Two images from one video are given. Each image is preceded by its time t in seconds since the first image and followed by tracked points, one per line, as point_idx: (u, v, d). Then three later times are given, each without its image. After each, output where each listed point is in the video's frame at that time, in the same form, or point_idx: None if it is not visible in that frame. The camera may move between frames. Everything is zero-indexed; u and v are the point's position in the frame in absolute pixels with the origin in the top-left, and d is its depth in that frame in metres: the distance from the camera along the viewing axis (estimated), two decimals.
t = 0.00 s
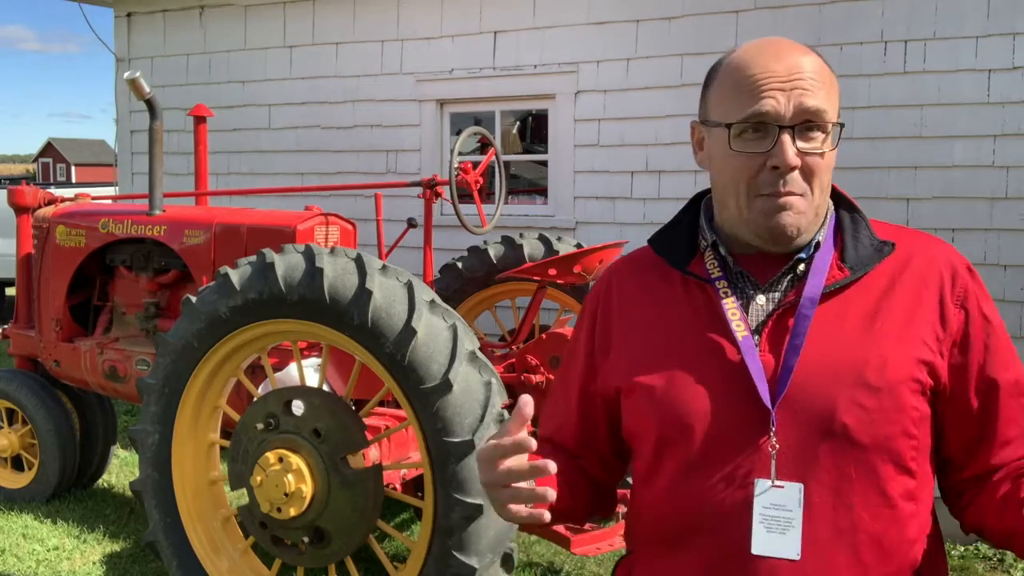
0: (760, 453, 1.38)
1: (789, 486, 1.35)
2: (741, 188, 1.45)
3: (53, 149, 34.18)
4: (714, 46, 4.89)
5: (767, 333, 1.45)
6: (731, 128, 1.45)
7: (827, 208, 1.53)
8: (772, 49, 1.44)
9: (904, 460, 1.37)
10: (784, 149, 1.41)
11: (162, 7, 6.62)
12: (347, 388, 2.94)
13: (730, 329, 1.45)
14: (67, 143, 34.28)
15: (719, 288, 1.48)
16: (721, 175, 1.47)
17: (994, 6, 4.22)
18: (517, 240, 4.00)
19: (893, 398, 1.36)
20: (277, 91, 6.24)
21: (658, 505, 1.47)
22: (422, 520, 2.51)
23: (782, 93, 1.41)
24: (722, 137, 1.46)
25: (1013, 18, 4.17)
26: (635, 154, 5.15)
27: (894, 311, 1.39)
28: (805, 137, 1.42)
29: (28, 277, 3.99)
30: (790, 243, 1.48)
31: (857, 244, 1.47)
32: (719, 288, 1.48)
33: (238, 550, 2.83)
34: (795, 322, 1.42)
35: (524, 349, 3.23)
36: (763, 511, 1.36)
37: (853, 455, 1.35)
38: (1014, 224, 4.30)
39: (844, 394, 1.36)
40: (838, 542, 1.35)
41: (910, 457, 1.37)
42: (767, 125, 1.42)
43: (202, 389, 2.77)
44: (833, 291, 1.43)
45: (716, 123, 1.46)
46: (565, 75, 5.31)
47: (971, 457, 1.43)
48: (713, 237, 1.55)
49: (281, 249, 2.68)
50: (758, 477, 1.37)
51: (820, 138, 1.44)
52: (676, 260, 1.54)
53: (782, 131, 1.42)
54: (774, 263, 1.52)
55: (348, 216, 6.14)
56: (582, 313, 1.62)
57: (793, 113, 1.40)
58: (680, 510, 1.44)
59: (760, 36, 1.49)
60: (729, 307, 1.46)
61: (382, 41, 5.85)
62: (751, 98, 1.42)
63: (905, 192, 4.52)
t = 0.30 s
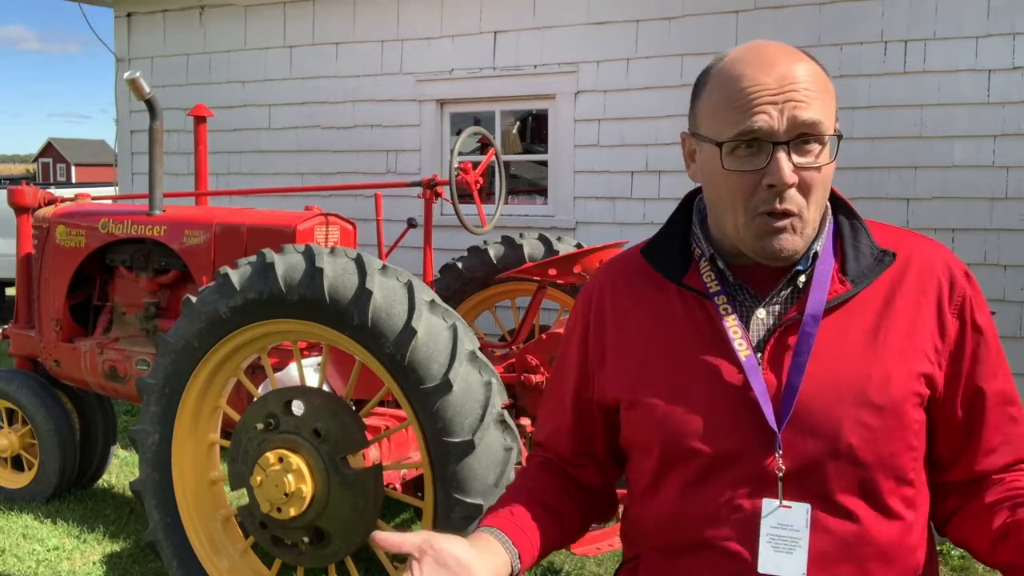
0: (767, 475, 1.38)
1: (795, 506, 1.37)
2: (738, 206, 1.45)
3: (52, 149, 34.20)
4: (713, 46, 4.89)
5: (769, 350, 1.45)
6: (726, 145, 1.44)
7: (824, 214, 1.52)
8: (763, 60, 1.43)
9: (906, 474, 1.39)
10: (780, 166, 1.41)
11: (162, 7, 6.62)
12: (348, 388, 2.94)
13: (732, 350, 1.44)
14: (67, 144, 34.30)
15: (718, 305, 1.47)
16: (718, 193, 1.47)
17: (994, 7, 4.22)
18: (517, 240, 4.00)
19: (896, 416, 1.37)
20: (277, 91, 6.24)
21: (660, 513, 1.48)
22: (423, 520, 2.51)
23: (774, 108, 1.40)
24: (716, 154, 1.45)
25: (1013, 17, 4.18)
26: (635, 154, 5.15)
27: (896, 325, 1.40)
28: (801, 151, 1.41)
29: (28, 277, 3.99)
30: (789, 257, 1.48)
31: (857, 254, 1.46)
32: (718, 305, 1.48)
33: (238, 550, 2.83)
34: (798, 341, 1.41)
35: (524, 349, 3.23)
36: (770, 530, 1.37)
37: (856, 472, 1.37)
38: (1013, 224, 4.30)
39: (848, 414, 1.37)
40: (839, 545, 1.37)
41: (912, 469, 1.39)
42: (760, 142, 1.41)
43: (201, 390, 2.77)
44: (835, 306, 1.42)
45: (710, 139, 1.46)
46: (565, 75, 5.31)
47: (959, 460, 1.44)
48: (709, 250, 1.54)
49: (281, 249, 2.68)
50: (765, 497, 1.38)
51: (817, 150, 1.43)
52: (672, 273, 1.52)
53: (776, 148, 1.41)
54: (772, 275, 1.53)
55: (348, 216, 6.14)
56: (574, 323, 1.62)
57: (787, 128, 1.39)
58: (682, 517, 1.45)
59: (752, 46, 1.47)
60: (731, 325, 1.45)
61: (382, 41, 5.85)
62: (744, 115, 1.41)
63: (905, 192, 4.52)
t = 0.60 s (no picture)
0: (755, 477, 1.39)
1: (777, 513, 1.37)
2: (723, 204, 1.45)
3: (52, 149, 34.19)
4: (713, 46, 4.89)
5: (761, 356, 1.44)
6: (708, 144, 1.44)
7: (819, 218, 1.52)
8: (744, 58, 1.42)
9: (896, 478, 1.40)
10: (764, 163, 1.41)
11: (162, 7, 6.62)
12: (348, 388, 2.95)
13: (724, 354, 1.43)
14: (67, 144, 34.31)
15: (712, 307, 1.47)
16: (703, 191, 1.47)
17: (994, 7, 4.22)
18: (517, 240, 4.00)
19: (889, 422, 1.37)
20: (277, 91, 6.24)
21: (654, 513, 1.48)
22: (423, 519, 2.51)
23: (756, 105, 1.40)
24: (699, 153, 1.46)
25: (1013, 17, 4.18)
26: (635, 154, 5.14)
27: (890, 331, 1.39)
28: (785, 147, 1.42)
29: (28, 277, 3.99)
30: (780, 255, 1.48)
31: (853, 258, 1.45)
32: (712, 308, 1.47)
33: (238, 549, 2.83)
34: (792, 344, 1.41)
35: (524, 349, 3.24)
36: (748, 533, 1.38)
37: (847, 476, 1.37)
38: (1013, 224, 4.30)
39: (840, 420, 1.37)
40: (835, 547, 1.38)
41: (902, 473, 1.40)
42: (744, 140, 1.41)
43: (201, 390, 2.77)
44: (829, 310, 1.42)
45: (694, 138, 1.46)
46: (565, 75, 5.31)
47: (949, 463, 1.45)
48: (704, 251, 1.54)
49: (281, 249, 2.68)
50: (747, 499, 1.40)
51: (802, 146, 1.43)
52: (667, 275, 1.51)
53: (759, 145, 1.41)
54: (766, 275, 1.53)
55: (348, 216, 6.14)
56: (569, 320, 1.62)
57: (770, 124, 1.39)
58: (676, 518, 1.45)
59: (734, 44, 1.47)
60: (724, 328, 1.45)
61: (382, 41, 5.85)
62: (726, 113, 1.41)
63: (905, 193, 4.52)
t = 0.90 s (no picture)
0: (744, 468, 1.39)
1: (768, 505, 1.37)
2: (718, 224, 1.46)
3: (51, 149, 34.18)
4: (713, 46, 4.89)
5: (760, 351, 1.45)
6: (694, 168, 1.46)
7: (826, 228, 1.53)
8: (721, 80, 1.44)
9: (883, 486, 1.38)
10: (747, 180, 1.42)
11: (162, 7, 6.61)
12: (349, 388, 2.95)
13: (722, 343, 1.46)
14: (66, 143, 34.30)
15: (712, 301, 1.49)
16: (698, 212, 1.49)
17: (995, 7, 4.22)
18: (517, 240, 4.00)
19: (877, 423, 1.36)
20: (277, 91, 6.24)
21: (647, 513, 1.47)
22: (423, 520, 2.51)
23: (733, 123, 1.41)
24: (688, 177, 1.48)
25: (1013, 18, 4.18)
26: (635, 154, 5.14)
27: (884, 338, 1.39)
28: (767, 161, 1.42)
29: (28, 277, 3.99)
30: (780, 263, 1.49)
31: (856, 268, 1.45)
32: (713, 303, 1.49)
33: (238, 550, 2.83)
34: (788, 342, 1.42)
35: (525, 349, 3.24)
36: (739, 527, 1.37)
37: (833, 473, 1.36)
38: (1013, 224, 4.30)
39: (828, 416, 1.36)
40: (825, 552, 1.36)
41: (890, 481, 1.38)
42: (725, 160, 1.43)
43: (201, 389, 2.77)
44: (829, 313, 1.42)
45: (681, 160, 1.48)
46: (565, 75, 5.31)
47: (929, 491, 1.41)
48: (708, 249, 1.56)
49: (281, 249, 2.68)
50: (737, 493, 1.39)
51: (786, 157, 1.43)
52: (672, 271, 1.54)
53: (740, 163, 1.42)
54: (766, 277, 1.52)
55: (348, 216, 6.14)
56: (578, 317, 1.63)
57: (746, 143, 1.40)
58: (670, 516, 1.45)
59: (714, 64, 1.48)
60: (723, 322, 1.47)
61: (382, 41, 5.85)
62: (706, 135, 1.43)
63: (905, 192, 4.52)
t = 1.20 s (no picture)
0: (720, 457, 1.39)
1: (746, 493, 1.37)
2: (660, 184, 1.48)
3: (52, 149, 34.17)
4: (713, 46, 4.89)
5: (738, 337, 1.44)
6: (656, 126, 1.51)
7: (812, 212, 1.53)
8: (693, 48, 1.47)
9: (863, 476, 1.38)
10: (674, 141, 1.42)
11: (162, 7, 6.61)
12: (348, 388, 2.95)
13: (701, 328, 1.45)
14: (66, 143, 34.29)
15: (693, 286, 1.48)
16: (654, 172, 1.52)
17: (994, 7, 4.22)
18: (517, 239, 4.00)
19: (856, 413, 1.36)
20: (277, 91, 6.24)
21: (625, 497, 1.48)
22: (423, 520, 2.51)
23: (678, 86, 1.43)
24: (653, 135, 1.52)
25: (1013, 17, 4.18)
26: (635, 154, 5.14)
27: (866, 325, 1.38)
28: (698, 127, 1.41)
29: (28, 277, 3.99)
30: (715, 233, 1.46)
31: (839, 253, 1.44)
32: (694, 288, 1.48)
33: (238, 550, 2.83)
34: (766, 328, 1.41)
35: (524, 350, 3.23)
36: (717, 514, 1.38)
37: (808, 465, 1.36)
38: (1013, 224, 4.30)
39: (807, 405, 1.36)
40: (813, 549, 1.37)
41: (871, 472, 1.38)
42: (666, 120, 1.45)
43: (201, 389, 2.77)
44: (809, 299, 1.41)
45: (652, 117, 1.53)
46: (565, 76, 5.31)
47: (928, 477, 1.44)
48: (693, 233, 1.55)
49: (281, 249, 2.68)
50: (714, 480, 1.39)
51: (720, 127, 1.40)
52: (656, 255, 1.53)
53: (678, 124, 1.43)
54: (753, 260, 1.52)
55: (348, 216, 6.14)
56: (564, 298, 1.63)
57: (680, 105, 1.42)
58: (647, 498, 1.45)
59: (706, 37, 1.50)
60: (703, 306, 1.46)
61: (382, 41, 5.84)
62: (660, 94, 1.47)
63: (905, 193, 4.52)
